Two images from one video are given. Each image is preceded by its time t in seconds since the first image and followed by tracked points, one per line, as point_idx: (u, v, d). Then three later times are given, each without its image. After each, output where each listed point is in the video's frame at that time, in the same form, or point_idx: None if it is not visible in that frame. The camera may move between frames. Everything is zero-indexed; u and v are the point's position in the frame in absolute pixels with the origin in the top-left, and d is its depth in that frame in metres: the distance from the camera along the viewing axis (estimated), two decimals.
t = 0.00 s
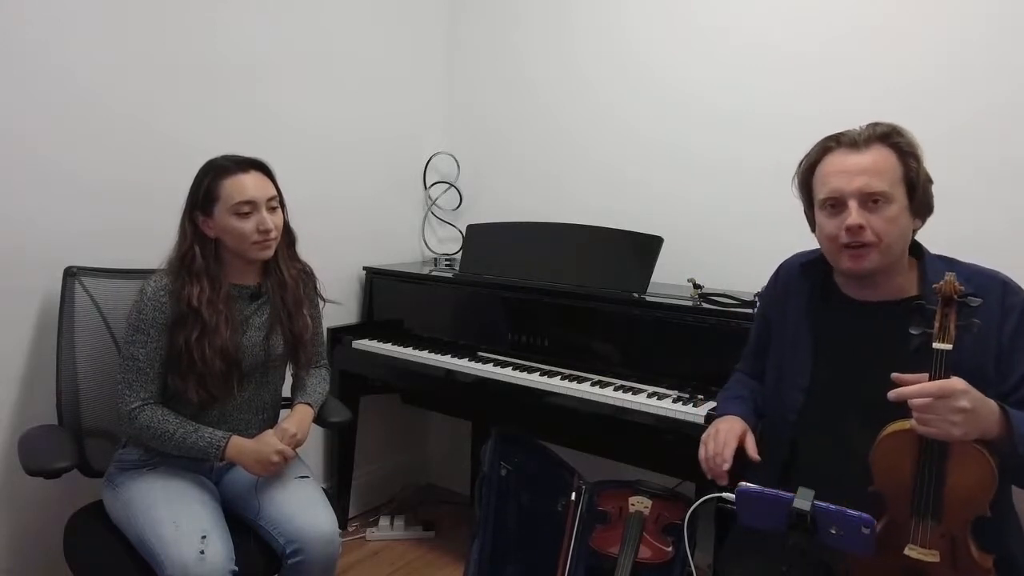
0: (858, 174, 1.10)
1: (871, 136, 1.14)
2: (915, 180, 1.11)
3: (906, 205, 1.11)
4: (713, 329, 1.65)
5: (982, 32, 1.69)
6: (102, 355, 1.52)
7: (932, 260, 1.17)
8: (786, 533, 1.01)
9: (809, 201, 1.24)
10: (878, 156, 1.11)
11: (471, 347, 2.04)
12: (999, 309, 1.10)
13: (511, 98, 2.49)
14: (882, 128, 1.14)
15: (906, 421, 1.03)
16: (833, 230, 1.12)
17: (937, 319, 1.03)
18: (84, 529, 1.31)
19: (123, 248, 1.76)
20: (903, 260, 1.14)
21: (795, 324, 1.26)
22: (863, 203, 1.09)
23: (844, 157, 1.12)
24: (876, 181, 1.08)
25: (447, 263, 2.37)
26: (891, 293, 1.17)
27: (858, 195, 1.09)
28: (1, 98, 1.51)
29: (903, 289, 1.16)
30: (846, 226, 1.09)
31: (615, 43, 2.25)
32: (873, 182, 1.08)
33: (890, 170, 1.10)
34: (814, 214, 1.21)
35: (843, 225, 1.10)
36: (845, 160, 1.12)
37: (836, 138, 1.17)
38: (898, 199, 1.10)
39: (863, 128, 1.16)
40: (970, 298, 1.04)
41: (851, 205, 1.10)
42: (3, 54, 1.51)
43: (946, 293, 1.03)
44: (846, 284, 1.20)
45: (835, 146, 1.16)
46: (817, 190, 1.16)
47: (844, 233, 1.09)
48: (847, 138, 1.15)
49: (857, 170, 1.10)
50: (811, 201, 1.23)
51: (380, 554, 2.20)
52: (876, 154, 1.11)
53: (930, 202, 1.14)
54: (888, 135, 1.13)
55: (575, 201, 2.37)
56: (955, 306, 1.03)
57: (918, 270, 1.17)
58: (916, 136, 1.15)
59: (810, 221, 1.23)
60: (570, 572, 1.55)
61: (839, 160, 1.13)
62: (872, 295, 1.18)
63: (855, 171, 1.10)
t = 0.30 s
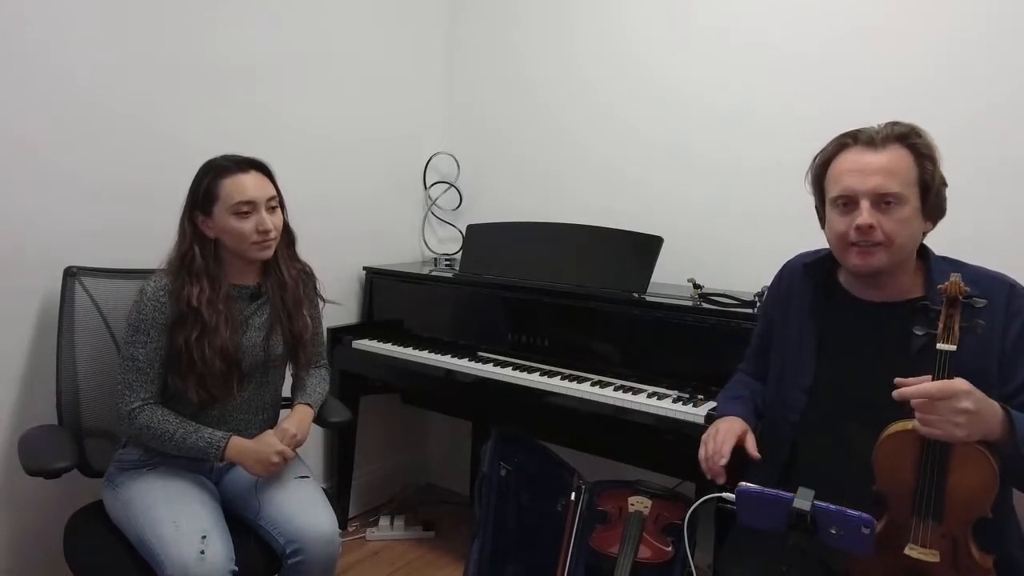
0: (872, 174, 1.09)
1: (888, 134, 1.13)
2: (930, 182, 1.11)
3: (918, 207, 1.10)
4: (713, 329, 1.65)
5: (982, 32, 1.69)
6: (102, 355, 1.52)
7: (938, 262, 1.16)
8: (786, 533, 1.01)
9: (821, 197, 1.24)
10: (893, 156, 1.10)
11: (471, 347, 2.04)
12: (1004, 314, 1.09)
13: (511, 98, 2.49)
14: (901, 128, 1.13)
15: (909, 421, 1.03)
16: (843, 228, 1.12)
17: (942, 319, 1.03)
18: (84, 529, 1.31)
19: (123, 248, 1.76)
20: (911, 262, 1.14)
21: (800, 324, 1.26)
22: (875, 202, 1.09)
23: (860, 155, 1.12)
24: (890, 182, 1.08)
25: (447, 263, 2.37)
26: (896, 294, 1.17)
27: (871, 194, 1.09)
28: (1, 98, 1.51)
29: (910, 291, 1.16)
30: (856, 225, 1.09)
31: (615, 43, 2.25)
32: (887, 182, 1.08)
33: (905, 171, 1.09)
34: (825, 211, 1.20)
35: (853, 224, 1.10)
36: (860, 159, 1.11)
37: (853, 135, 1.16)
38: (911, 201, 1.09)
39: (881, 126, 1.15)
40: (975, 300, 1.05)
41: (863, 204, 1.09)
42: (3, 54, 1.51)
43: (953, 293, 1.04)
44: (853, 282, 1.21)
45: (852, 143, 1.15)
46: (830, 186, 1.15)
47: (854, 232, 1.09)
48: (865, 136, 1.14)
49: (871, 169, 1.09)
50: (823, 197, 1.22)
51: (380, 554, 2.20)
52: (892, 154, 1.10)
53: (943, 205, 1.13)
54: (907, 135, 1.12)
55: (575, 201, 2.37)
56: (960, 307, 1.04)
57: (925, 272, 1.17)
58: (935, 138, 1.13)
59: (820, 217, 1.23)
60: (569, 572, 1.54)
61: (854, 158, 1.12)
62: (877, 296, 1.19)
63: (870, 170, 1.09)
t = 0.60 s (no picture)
0: (878, 168, 1.09)
1: (895, 130, 1.13)
2: (936, 179, 1.10)
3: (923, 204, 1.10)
4: (713, 329, 1.65)
5: (982, 32, 1.69)
6: (102, 355, 1.52)
7: (943, 262, 1.16)
8: (786, 534, 1.01)
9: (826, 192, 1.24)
10: (899, 151, 1.10)
11: (471, 347, 2.04)
12: (1007, 316, 1.10)
13: (511, 98, 2.49)
14: (908, 124, 1.13)
15: (911, 420, 1.03)
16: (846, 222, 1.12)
17: (947, 319, 1.03)
18: (85, 529, 1.31)
19: (123, 248, 1.76)
20: (914, 261, 1.14)
21: (801, 325, 1.26)
22: (879, 197, 1.09)
23: (866, 150, 1.12)
24: (895, 177, 1.08)
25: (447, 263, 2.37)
26: (897, 292, 1.17)
27: (876, 189, 1.09)
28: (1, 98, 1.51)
29: (911, 289, 1.16)
30: (860, 219, 1.09)
31: (615, 43, 2.25)
32: (892, 177, 1.08)
33: (911, 167, 1.09)
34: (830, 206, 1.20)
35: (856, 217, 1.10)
36: (865, 154, 1.11)
37: (859, 130, 1.16)
38: (916, 197, 1.09)
39: (888, 122, 1.15)
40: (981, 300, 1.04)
41: (867, 199, 1.09)
42: (3, 54, 1.51)
43: (958, 294, 1.03)
44: (856, 280, 1.20)
45: (858, 138, 1.15)
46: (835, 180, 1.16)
47: (858, 226, 1.09)
48: (871, 131, 1.14)
49: (877, 164, 1.09)
50: (828, 192, 1.22)
51: (380, 554, 2.20)
52: (898, 149, 1.10)
53: (948, 203, 1.13)
54: (914, 131, 1.12)
55: (575, 201, 2.37)
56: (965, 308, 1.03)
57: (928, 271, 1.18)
58: (942, 135, 1.13)
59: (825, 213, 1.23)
60: (569, 572, 1.54)
61: (860, 152, 1.12)
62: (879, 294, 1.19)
63: (875, 164, 1.09)
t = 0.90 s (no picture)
0: (867, 180, 1.08)
1: (885, 138, 1.11)
2: (928, 185, 1.09)
3: (916, 211, 1.09)
4: (713, 329, 1.65)
5: (982, 32, 1.69)
6: (102, 355, 1.52)
7: (946, 263, 1.16)
8: (786, 534, 1.01)
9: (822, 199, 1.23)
10: (889, 160, 1.09)
11: (471, 347, 2.04)
12: (1010, 318, 1.09)
13: (511, 99, 2.49)
14: (898, 130, 1.12)
15: (919, 427, 1.03)
16: (840, 235, 1.12)
17: (959, 326, 1.02)
18: (86, 528, 1.31)
19: (123, 249, 1.76)
20: (914, 264, 1.14)
21: (802, 325, 1.26)
22: (870, 209, 1.09)
23: (855, 161, 1.11)
24: (884, 188, 1.07)
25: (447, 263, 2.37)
26: (897, 295, 1.17)
27: (866, 202, 1.09)
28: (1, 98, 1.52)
29: (911, 291, 1.16)
30: (851, 233, 1.09)
31: (615, 43, 2.25)
32: (881, 189, 1.07)
33: (901, 176, 1.08)
34: (825, 214, 1.20)
35: (848, 230, 1.10)
36: (854, 165, 1.11)
37: (848, 140, 1.15)
38: (908, 205, 1.08)
39: (878, 129, 1.14)
40: (991, 307, 1.04)
41: (858, 211, 1.09)
42: (3, 54, 1.51)
43: (968, 301, 1.03)
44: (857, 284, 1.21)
45: (847, 148, 1.14)
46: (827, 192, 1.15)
47: (850, 238, 1.10)
48: (860, 140, 1.13)
49: (866, 176, 1.09)
50: (823, 200, 1.22)
51: (380, 554, 2.20)
52: (888, 158, 1.09)
53: (943, 206, 1.12)
54: (904, 137, 1.11)
55: (575, 201, 2.37)
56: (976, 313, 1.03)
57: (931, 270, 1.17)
58: (934, 138, 1.12)
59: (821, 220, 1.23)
60: (569, 572, 1.54)
61: (848, 165, 1.11)
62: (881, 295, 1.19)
63: (864, 177, 1.09)
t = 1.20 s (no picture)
0: (871, 181, 1.08)
1: (888, 138, 1.11)
2: (932, 184, 1.09)
3: (919, 211, 1.09)
4: (713, 329, 1.65)
5: (982, 32, 1.69)
6: (102, 355, 1.52)
7: (945, 263, 1.15)
8: (786, 534, 1.01)
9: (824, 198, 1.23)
10: (893, 161, 1.09)
11: (471, 347, 2.03)
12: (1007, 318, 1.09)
13: (511, 99, 2.49)
14: (902, 130, 1.11)
15: (918, 431, 1.03)
16: (843, 235, 1.12)
17: (958, 331, 1.01)
18: (86, 528, 1.31)
19: (123, 249, 1.76)
20: (916, 263, 1.14)
21: (802, 325, 1.26)
22: (874, 209, 1.09)
23: (859, 162, 1.11)
24: (888, 189, 1.07)
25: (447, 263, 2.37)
26: (899, 295, 1.17)
27: (870, 202, 1.08)
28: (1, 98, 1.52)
29: (913, 291, 1.16)
30: (855, 233, 1.09)
31: (615, 43, 2.25)
32: (886, 190, 1.07)
33: (905, 177, 1.07)
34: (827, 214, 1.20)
35: (852, 231, 1.10)
36: (859, 166, 1.10)
37: (851, 140, 1.15)
38: (911, 205, 1.08)
39: (881, 129, 1.13)
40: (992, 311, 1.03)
41: (862, 212, 1.09)
42: (3, 54, 1.51)
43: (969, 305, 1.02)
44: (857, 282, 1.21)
45: (850, 149, 1.14)
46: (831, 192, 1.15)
47: (854, 239, 1.10)
48: (864, 141, 1.13)
49: (870, 176, 1.08)
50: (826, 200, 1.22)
51: (380, 554, 2.20)
52: (892, 159, 1.09)
53: (946, 205, 1.12)
54: (908, 137, 1.10)
55: (575, 201, 2.37)
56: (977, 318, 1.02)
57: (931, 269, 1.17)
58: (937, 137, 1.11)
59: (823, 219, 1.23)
60: (569, 572, 1.54)
61: (852, 165, 1.11)
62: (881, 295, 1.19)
63: (868, 178, 1.08)
